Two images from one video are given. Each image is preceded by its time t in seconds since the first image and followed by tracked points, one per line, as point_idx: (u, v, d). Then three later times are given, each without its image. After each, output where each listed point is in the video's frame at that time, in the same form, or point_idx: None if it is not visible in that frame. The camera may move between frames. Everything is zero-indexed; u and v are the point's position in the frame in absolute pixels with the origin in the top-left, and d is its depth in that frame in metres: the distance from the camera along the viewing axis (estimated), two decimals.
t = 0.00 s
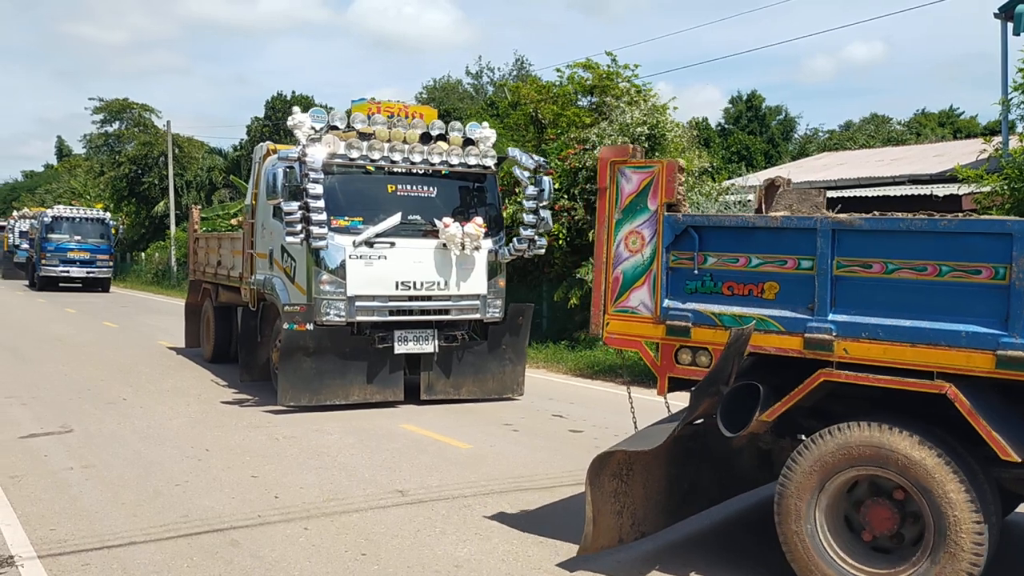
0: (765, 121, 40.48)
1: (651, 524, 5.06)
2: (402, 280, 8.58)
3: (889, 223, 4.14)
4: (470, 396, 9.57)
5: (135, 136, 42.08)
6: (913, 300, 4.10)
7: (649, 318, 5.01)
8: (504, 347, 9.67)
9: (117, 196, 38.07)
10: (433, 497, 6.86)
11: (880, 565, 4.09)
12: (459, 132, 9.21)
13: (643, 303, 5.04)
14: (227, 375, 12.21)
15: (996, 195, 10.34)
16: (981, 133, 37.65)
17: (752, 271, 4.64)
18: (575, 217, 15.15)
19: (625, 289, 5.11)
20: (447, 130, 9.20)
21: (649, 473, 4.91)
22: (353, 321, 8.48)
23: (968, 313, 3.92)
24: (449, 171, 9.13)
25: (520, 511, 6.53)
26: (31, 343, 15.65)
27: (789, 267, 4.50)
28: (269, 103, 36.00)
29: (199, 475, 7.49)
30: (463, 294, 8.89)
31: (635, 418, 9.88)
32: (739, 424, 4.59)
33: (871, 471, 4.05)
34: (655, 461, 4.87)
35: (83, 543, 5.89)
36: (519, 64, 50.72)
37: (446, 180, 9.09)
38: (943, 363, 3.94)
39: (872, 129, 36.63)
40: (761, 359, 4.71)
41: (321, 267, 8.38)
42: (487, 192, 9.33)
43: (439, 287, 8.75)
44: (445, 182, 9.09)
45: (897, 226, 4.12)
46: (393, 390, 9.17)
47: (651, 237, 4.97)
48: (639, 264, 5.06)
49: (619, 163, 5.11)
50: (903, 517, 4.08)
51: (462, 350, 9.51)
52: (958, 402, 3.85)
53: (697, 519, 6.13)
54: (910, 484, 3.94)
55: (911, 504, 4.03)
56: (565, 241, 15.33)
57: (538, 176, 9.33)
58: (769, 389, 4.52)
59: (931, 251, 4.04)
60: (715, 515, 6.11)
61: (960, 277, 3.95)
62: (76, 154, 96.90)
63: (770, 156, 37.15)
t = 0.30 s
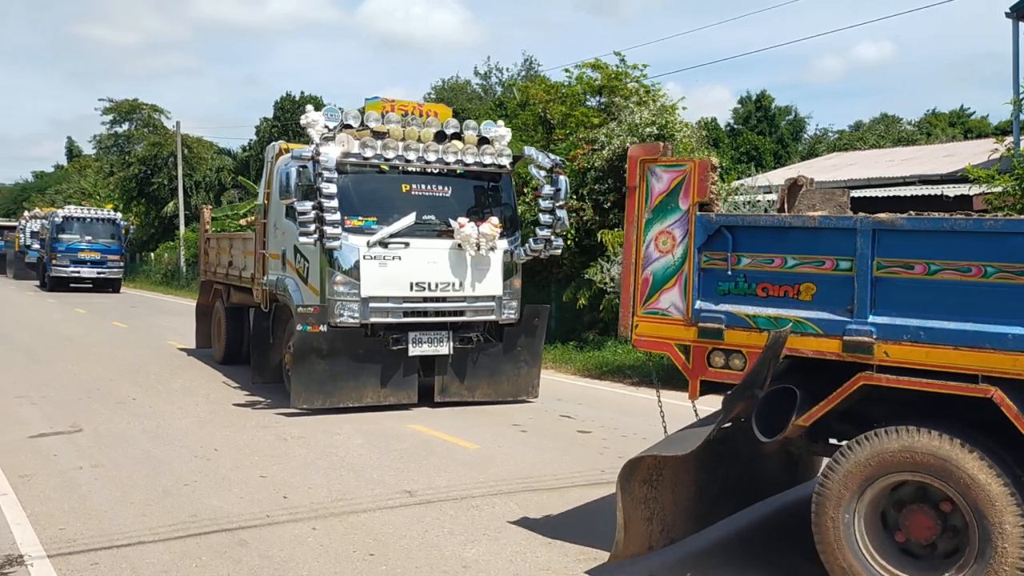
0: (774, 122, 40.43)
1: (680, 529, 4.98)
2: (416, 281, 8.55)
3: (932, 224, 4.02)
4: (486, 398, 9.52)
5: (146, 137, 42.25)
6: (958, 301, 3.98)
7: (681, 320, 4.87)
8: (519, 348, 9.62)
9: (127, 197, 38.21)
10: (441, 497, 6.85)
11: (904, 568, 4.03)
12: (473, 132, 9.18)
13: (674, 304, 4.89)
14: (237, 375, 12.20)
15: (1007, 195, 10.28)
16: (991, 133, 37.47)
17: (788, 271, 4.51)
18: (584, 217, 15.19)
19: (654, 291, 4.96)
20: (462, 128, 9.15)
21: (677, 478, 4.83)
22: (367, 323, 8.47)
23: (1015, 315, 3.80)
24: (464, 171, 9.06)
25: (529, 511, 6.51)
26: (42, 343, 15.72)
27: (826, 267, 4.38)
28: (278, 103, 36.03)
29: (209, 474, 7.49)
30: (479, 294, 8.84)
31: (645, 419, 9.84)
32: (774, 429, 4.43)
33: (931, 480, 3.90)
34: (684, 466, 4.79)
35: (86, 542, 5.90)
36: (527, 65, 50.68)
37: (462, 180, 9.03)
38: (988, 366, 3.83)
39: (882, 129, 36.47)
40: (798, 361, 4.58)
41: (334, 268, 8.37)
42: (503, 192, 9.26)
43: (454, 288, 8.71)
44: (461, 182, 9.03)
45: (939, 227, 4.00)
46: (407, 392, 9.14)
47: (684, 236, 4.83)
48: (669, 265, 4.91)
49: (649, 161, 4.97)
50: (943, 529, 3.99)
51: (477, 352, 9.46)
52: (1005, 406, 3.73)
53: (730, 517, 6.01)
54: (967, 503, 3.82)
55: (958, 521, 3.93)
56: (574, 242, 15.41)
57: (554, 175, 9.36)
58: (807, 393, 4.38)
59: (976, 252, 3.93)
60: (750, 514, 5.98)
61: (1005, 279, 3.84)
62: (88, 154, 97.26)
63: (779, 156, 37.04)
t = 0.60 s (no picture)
0: (784, 122, 40.34)
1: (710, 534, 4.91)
2: (432, 281, 8.50)
3: (979, 223, 3.95)
4: (502, 399, 9.40)
5: (156, 137, 42.37)
6: (1006, 302, 3.90)
7: (715, 322, 4.75)
8: (535, 350, 9.52)
9: (137, 196, 38.32)
10: (450, 497, 6.82)
11: (933, 567, 3.98)
12: (489, 131, 9.13)
13: (707, 306, 4.78)
14: (247, 374, 12.19)
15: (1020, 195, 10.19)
16: (1003, 133, 37.22)
17: (826, 271, 4.42)
18: (593, 217, 15.25)
19: (686, 292, 4.85)
20: (477, 126, 9.12)
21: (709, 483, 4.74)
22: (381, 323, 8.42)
23: None
24: (480, 170, 9.05)
25: (540, 511, 6.49)
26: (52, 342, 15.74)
27: (866, 267, 4.29)
28: (288, 103, 36.02)
29: (219, 473, 7.49)
30: (495, 295, 8.80)
31: (655, 420, 9.78)
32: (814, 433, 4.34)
33: (993, 494, 3.79)
34: (718, 470, 4.69)
35: (97, 541, 5.90)
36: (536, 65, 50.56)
37: (477, 179, 8.99)
38: None
39: (893, 128, 36.28)
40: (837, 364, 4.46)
41: (350, 268, 8.33)
42: (519, 191, 9.24)
43: (470, 288, 8.66)
44: (477, 181, 9.00)
45: (988, 227, 3.93)
46: (422, 394, 9.05)
47: (718, 235, 4.73)
48: (702, 265, 4.81)
49: (680, 159, 4.87)
50: (986, 541, 3.92)
51: (493, 353, 9.35)
52: None
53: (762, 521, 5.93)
54: None
55: (1007, 538, 3.86)
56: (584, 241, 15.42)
57: (572, 174, 9.29)
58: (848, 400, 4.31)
59: None
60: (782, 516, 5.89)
61: None
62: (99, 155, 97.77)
63: (789, 157, 36.92)
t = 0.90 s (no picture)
0: (793, 122, 40.24)
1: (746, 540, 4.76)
2: (449, 281, 8.47)
3: None
4: (517, 402, 9.35)
5: (167, 138, 42.54)
6: None
7: (754, 324, 4.66)
8: (552, 351, 9.45)
9: (148, 197, 38.46)
10: (460, 497, 6.81)
11: (972, 564, 3.88)
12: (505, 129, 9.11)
13: (747, 307, 4.68)
14: (257, 375, 12.19)
15: None
16: (1015, 132, 37.01)
17: (872, 272, 4.33)
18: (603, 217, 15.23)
19: (724, 293, 4.75)
20: (493, 125, 9.12)
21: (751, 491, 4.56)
22: (397, 324, 8.40)
23: None
24: (496, 169, 9.03)
25: (549, 511, 6.47)
26: (63, 342, 15.81)
27: (915, 268, 4.20)
28: (298, 104, 36.05)
29: (230, 473, 7.49)
30: (511, 295, 8.75)
31: (665, 420, 9.75)
32: (860, 438, 4.41)
33: None
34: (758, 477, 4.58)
35: (108, 540, 5.90)
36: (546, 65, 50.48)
37: (493, 178, 8.98)
38: None
39: (904, 128, 36.06)
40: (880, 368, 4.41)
41: (364, 269, 8.30)
42: (534, 191, 9.20)
43: (486, 288, 8.62)
44: (492, 180, 8.98)
45: None
46: (437, 396, 9.04)
47: (757, 235, 4.63)
48: (740, 265, 4.71)
49: (718, 156, 4.75)
50: None
51: (509, 354, 9.27)
52: None
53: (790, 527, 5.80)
54: None
55: None
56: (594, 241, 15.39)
57: (588, 173, 9.27)
58: (892, 406, 4.32)
59: None
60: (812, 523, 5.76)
61: None
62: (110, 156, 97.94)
63: (799, 157, 36.81)
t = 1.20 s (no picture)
0: (804, 122, 40.11)
1: (786, 549, 4.74)
2: (464, 284, 8.43)
3: None
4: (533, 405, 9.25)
5: (178, 140, 42.73)
6: None
7: (800, 328, 4.49)
8: (568, 354, 9.36)
9: (158, 199, 38.60)
10: (470, 499, 6.79)
11: None
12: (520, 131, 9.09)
13: (792, 311, 4.51)
14: (269, 376, 12.21)
15: None
16: None
17: (924, 274, 4.18)
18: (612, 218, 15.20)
19: (768, 297, 4.59)
20: (509, 125, 9.07)
21: (786, 495, 4.57)
22: (411, 327, 8.36)
23: None
24: (512, 169, 9.03)
25: (559, 513, 6.44)
26: (74, 344, 15.88)
27: (970, 270, 4.06)
28: (307, 105, 36.09)
29: (240, 474, 7.49)
30: (526, 298, 8.73)
31: (676, 422, 9.72)
32: (910, 446, 4.24)
33: None
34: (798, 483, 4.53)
35: (120, 541, 5.91)
36: (556, 66, 50.44)
37: (508, 179, 8.99)
38: None
39: (914, 128, 35.87)
40: (936, 370, 4.26)
41: (379, 271, 8.28)
42: (550, 191, 9.20)
43: (502, 291, 8.60)
44: (507, 181, 8.99)
45: None
46: (452, 399, 8.98)
47: (804, 237, 4.47)
48: (785, 268, 4.54)
49: (761, 155, 4.59)
50: None
51: (525, 357, 9.20)
52: None
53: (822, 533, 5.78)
54: None
55: None
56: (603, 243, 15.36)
57: (605, 174, 9.28)
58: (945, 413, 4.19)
59: None
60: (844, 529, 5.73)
61: None
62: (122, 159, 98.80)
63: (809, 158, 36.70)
